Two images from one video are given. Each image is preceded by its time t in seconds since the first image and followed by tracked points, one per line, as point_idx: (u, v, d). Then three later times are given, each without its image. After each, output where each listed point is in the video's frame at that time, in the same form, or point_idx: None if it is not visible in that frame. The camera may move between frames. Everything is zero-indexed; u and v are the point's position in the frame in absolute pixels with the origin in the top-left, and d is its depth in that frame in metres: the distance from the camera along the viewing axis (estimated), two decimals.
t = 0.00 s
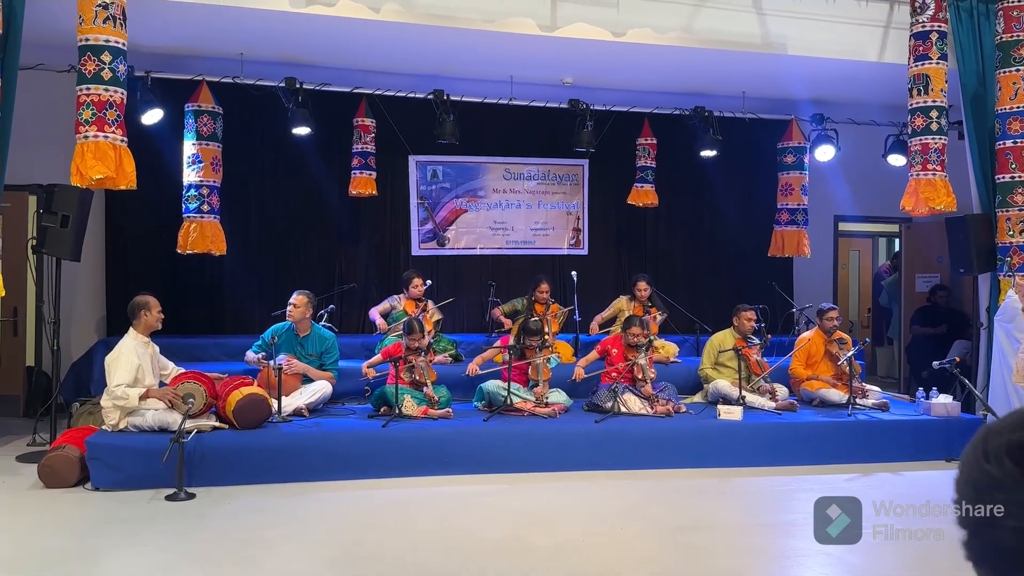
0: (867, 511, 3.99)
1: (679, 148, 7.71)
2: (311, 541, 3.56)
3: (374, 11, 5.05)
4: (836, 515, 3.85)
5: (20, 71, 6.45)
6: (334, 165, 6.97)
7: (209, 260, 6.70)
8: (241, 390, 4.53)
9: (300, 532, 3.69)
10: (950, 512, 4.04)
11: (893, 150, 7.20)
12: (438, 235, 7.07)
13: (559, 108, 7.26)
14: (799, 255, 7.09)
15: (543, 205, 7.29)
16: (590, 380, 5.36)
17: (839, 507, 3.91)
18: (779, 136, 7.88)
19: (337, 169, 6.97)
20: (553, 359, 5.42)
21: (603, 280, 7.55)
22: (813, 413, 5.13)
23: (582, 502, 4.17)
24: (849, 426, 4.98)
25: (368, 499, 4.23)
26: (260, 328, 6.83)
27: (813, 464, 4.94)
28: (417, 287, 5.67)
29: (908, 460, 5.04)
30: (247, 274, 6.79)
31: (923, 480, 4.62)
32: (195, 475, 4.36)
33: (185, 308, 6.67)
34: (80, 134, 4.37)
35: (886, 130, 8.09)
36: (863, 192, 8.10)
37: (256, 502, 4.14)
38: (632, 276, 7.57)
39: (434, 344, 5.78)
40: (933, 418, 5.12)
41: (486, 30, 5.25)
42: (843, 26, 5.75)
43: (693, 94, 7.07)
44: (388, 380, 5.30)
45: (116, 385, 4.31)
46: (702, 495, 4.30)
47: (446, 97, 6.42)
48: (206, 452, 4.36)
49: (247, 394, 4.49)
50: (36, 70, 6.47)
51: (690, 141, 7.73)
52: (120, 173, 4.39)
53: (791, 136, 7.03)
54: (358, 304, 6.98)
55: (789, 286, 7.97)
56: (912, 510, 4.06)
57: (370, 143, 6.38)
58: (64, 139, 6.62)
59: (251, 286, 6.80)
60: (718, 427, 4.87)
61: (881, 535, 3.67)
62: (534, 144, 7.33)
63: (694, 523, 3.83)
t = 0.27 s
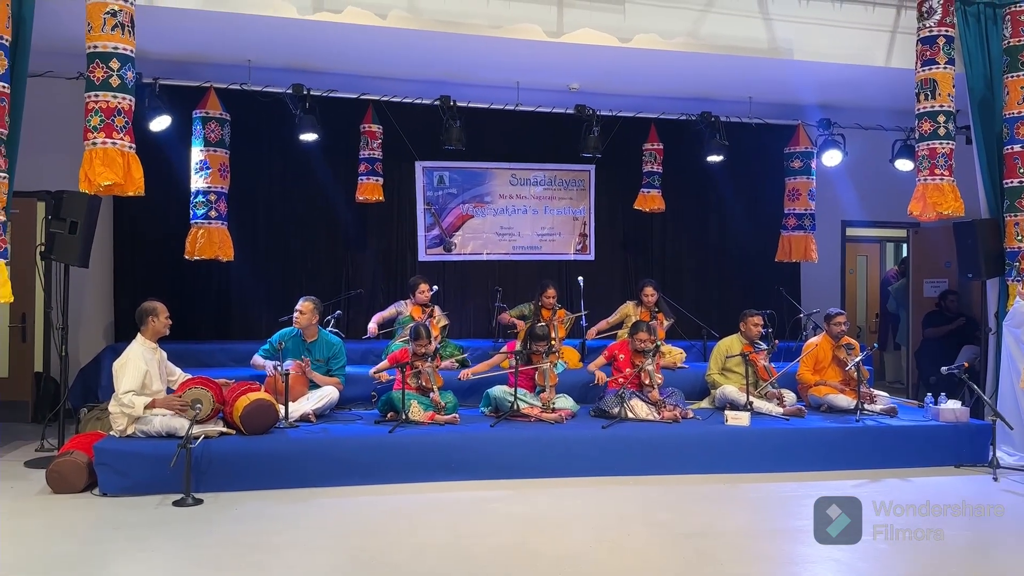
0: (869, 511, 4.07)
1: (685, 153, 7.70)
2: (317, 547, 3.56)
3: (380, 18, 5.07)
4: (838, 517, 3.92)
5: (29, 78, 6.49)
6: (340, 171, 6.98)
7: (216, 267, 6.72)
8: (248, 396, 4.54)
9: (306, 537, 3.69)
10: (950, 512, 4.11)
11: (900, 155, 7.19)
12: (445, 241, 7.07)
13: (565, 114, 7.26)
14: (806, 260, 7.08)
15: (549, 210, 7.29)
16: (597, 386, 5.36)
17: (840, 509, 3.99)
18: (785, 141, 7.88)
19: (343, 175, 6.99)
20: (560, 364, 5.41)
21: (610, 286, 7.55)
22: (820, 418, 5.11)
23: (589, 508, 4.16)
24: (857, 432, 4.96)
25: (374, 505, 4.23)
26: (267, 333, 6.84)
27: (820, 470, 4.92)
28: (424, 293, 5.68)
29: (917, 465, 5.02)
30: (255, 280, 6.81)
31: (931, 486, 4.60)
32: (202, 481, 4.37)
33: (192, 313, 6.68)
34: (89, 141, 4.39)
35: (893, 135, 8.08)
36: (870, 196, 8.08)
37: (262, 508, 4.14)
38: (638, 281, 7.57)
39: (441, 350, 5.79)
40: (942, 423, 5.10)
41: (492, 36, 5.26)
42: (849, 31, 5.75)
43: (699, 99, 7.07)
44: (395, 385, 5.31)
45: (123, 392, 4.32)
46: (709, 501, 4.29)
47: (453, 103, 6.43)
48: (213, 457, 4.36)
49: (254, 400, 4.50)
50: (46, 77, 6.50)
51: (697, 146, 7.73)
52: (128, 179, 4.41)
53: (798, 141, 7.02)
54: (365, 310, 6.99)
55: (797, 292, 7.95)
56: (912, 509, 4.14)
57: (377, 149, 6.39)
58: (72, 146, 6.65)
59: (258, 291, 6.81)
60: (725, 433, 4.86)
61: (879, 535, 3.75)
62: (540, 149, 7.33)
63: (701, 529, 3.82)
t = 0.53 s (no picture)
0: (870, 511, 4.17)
1: (694, 159, 7.70)
2: (326, 553, 3.55)
3: (390, 25, 5.09)
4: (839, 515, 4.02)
5: (42, 85, 6.54)
6: (349, 177, 7.00)
7: (227, 273, 6.74)
8: (257, 401, 4.55)
9: (315, 543, 3.68)
10: (950, 512, 4.20)
11: (910, 160, 7.16)
12: (453, 247, 7.08)
13: (574, 120, 7.26)
14: (816, 266, 7.05)
15: (558, 216, 7.29)
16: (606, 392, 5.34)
17: (841, 509, 4.09)
18: (794, 146, 7.86)
19: (353, 181, 7.01)
20: (569, 370, 5.40)
21: (619, 291, 7.53)
22: (831, 425, 5.08)
23: (598, 515, 4.14)
24: (868, 439, 4.93)
25: (383, 511, 4.22)
26: (277, 339, 6.86)
27: (831, 477, 4.89)
28: (432, 298, 5.69)
29: (929, 473, 4.98)
30: (264, 286, 6.83)
31: (944, 493, 4.57)
32: (211, 486, 4.37)
33: (203, 319, 6.71)
34: (100, 148, 4.41)
35: (904, 140, 8.05)
36: (881, 202, 8.05)
37: (271, 513, 4.14)
38: (647, 287, 7.55)
39: (450, 355, 5.79)
40: (954, 430, 5.06)
41: (501, 42, 5.27)
42: (859, 36, 5.74)
43: (708, 105, 7.07)
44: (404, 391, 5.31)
45: (134, 397, 4.33)
46: (719, 508, 4.26)
47: (461, 109, 6.45)
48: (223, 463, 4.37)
49: (264, 405, 4.51)
50: (58, 84, 6.55)
51: (706, 152, 7.72)
52: (138, 186, 4.43)
53: (807, 146, 7.00)
54: (374, 315, 7.00)
55: (807, 298, 7.91)
56: (913, 509, 4.24)
57: (386, 155, 6.41)
58: (84, 153, 6.69)
59: (268, 297, 6.83)
60: (735, 440, 4.83)
61: (880, 534, 3.84)
62: (549, 155, 7.34)
63: (711, 536, 3.80)
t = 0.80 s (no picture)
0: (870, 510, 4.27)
1: (703, 163, 7.68)
2: (334, 557, 3.55)
3: (399, 30, 5.10)
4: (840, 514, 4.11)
5: (53, 91, 6.58)
6: (357, 182, 7.02)
7: (236, 277, 6.76)
8: (266, 405, 4.55)
9: (323, 548, 3.68)
10: (951, 512, 4.29)
11: (920, 164, 7.13)
12: (462, 251, 7.08)
13: (583, 124, 7.26)
14: (826, 270, 7.02)
15: (566, 221, 7.28)
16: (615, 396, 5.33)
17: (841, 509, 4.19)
18: (803, 151, 7.85)
19: (361, 185, 7.02)
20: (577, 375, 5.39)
21: (627, 296, 7.52)
22: (841, 430, 5.06)
23: (607, 520, 4.13)
24: (878, 444, 4.90)
25: (391, 515, 4.22)
26: (285, 343, 6.87)
27: (841, 483, 4.86)
28: (441, 303, 5.69)
29: (940, 478, 4.95)
30: (273, 290, 6.85)
31: (955, 499, 4.54)
32: (221, 490, 4.38)
33: (212, 324, 6.72)
34: (111, 153, 4.43)
35: (913, 144, 8.02)
36: (890, 206, 8.02)
37: (280, 518, 4.14)
38: (656, 292, 7.54)
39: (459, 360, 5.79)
40: (965, 436, 5.03)
41: (509, 47, 5.28)
42: (869, 40, 5.72)
43: (717, 109, 7.06)
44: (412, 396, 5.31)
45: (144, 401, 4.34)
46: (729, 514, 4.25)
47: (470, 114, 6.46)
48: (232, 467, 4.38)
49: (273, 409, 4.51)
50: (69, 90, 6.59)
51: (714, 156, 7.70)
52: (149, 191, 4.45)
53: (817, 151, 6.98)
54: (382, 320, 7.00)
55: (816, 302, 7.88)
56: (913, 509, 4.32)
57: (395, 160, 6.42)
58: (95, 158, 6.73)
59: (277, 301, 6.85)
60: (744, 445, 4.81)
61: (879, 533, 3.93)
62: (557, 160, 7.34)
63: (720, 542, 3.78)
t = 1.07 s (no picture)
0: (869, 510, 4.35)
1: (710, 167, 7.67)
2: (340, 561, 3.55)
3: (406, 34, 5.10)
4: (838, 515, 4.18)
5: (62, 95, 6.61)
6: (364, 185, 7.02)
7: (243, 281, 6.78)
8: (273, 409, 4.56)
9: (330, 551, 3.68)
10: (951, 512, 4.36)
11: (928, 168, 7.10)
12: (468, 255, 7.08)
13: (589, 128, 7.26)
14: (834, 275, 7.00)
15: (573, 224, 7.28)
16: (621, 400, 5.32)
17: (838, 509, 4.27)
18: (810, 155, 7.83)
19: (368, 189, 7.03)
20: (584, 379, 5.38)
21: (634, 300, 7.51)
22: (849, 435, 5.04)
23: (614, 525, 4.12)
24: (886, 449, 4.88)
25: (397, 519, 4.21)
26: (292, 346, 6.88)
27: (849, 488, 4.84)
28: (447, 306, 5.69)
29: (948, 484, 4.92)
30: (280, 294, 6.86)
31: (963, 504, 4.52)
32: (227, 493, 4.38)
33: (219, 327, 6.74)
34: (119, 156, 4.44)
35: (921, 148, 7.99)
36: (898, 210, 7.99)
37: (286, 521, 4.14)
38: (663, 296, 7.52)
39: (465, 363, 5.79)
40: (973, 441, 5.01)
41: (517, 51, 5.28)
42: (876, 43, 5.70)
43: (725, 113, 7.05)
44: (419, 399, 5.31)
45: (150, 404, 4.35)
46: (736, 519, 4.23)
47: (476, 118, 6.46)
48: (239, 469, 4.38)
49: (279, 412, 4.52)
50: (77, 94, 6.62)
51: (721, 160, 7.69)
52: (156, 194, 4.46)
53: (824, 155, 6.96)
54: (388, 323, 7.00)
55: (824, 306, 7.85)
56: (913, 509, 4.39)
57: (402, 163, 6.42)
58: (102, 161, 6.75)
59: (284, 305, 6.86)
60: (752, 450, 4.79)
61: (878, 533, 3.99)
62: (564, 163, 7.34)
63: (727, 548, 3.77)
